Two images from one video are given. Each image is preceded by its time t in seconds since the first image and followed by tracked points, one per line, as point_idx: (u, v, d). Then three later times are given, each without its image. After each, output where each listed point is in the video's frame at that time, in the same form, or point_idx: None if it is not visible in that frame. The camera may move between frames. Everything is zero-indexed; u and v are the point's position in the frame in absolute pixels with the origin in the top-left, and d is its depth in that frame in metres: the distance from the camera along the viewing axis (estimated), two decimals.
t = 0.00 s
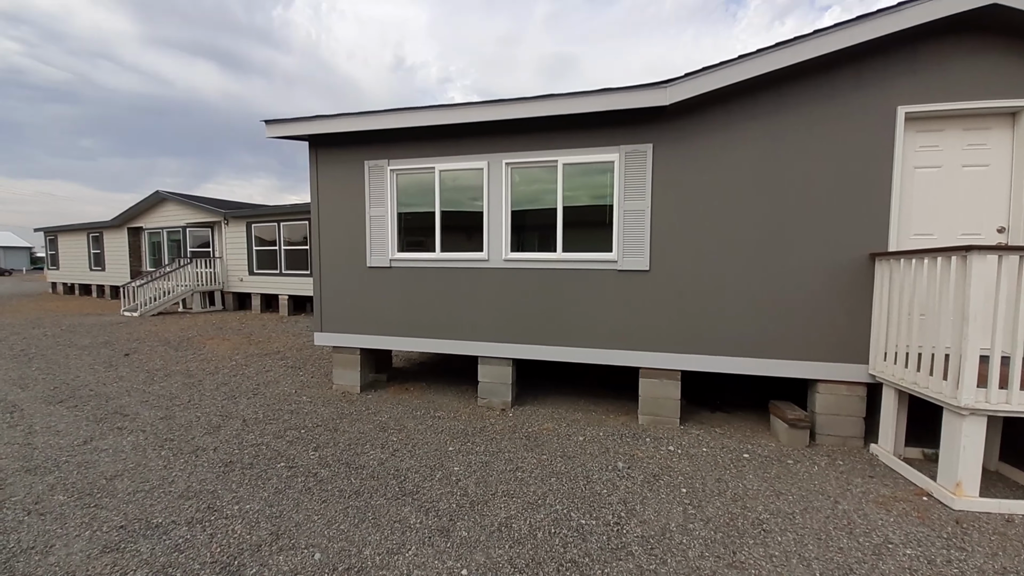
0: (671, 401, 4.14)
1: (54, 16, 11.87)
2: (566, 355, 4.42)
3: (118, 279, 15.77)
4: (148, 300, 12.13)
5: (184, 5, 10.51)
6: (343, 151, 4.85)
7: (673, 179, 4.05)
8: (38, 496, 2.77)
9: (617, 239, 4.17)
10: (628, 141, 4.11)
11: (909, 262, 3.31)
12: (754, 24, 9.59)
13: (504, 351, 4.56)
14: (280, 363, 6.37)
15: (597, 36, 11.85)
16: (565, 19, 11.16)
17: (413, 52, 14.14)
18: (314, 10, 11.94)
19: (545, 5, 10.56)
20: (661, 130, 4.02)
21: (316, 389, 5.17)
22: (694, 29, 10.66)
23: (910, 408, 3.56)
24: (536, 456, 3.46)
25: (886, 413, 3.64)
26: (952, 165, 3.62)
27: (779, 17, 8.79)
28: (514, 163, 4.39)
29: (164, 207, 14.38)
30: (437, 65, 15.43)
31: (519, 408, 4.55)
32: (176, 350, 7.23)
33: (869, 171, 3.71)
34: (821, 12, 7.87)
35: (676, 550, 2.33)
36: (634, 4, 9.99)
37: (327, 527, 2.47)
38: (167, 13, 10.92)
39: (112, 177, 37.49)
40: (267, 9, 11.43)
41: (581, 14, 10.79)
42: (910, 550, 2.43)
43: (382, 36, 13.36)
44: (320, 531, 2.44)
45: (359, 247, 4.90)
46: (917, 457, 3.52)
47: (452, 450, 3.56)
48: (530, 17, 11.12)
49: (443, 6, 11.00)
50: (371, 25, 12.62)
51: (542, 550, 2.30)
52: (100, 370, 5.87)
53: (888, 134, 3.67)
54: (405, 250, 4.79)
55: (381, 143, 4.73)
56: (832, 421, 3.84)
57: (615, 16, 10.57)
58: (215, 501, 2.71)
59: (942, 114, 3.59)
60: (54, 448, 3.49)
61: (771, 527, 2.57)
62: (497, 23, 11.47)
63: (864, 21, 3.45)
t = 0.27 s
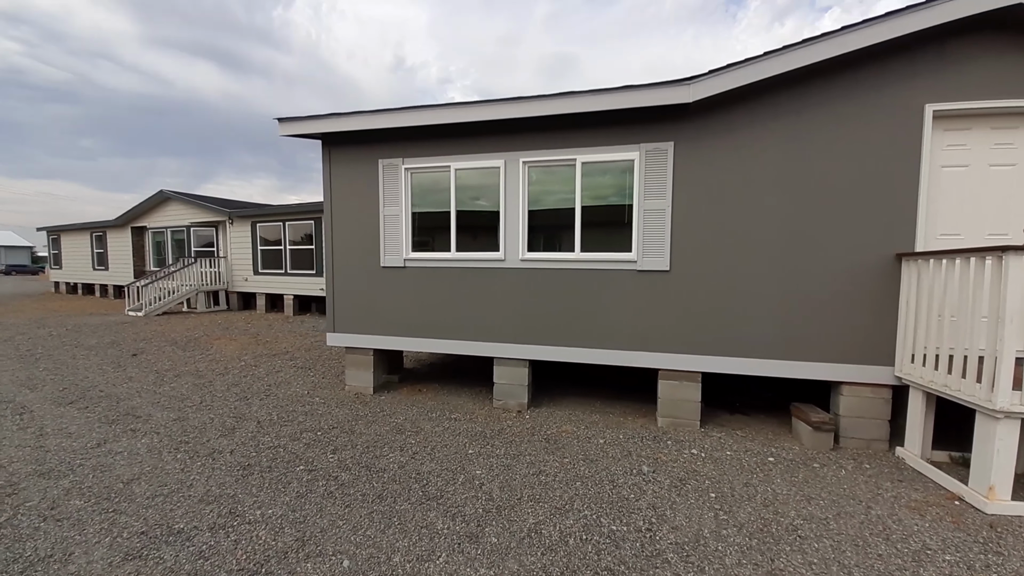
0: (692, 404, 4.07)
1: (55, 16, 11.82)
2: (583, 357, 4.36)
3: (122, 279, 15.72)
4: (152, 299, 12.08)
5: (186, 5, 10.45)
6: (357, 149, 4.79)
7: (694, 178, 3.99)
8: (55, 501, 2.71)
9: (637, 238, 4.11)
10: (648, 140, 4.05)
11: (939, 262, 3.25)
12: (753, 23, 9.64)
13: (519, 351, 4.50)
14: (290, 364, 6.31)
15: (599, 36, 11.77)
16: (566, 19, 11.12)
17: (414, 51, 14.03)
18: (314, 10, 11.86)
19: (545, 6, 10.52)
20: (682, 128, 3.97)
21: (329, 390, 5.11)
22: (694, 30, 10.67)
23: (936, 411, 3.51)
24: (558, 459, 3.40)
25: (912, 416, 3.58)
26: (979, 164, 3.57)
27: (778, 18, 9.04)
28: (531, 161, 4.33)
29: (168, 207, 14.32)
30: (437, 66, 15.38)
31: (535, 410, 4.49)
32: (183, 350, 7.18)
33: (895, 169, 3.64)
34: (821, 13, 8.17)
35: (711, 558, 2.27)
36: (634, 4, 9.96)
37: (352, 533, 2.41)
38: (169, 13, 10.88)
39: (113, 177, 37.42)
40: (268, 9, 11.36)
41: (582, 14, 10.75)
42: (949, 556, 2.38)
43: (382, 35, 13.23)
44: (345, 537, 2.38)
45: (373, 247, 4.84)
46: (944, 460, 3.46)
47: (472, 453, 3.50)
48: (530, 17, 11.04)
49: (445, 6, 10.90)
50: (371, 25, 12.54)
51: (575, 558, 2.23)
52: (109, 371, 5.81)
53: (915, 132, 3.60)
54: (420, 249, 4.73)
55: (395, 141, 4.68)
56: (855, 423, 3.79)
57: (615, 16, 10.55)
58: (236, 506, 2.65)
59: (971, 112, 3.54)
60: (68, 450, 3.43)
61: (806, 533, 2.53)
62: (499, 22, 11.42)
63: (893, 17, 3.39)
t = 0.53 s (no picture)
0: (710, 404, 4.04)
1: (51, 15, 11.68)
2: (600, 357, 4.32)
3: (119, 279, 15.54)
4: (151, 299, 11.94)
5: (184, 3, 10.34)
6: (368, 147, 4.73)
7: (713, 176, 3.96)
8: (69, 506, 2.63)
9: (655, 237, 4.07)
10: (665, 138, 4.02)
11: (962, 260, 3.24)
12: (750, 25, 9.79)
13: (534, 352, 4.46)
14: (296, 364, 6.24)
15: (599, 35, 11.72)
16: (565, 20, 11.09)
17: (412, 50, 13.85)
18: (313, 10, 11.75)
19: (544, 6, 10.49)
20: (701, 126, 3.94)
21: (338, 391, 5.04)
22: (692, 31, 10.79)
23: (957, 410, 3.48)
24: (579, 461, 3.35)
25: (933, 416, 3.57)
26: (999, 163, 3.60)
27: (774, 20, 9.32)
28: (546, 160, 4.28)
29: (166, 205, 14.16)
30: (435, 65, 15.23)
31: (550, 411, 4.45)
32: (186, 351, 7.08)
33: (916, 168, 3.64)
34: (816, 15, 8.53)
35: (746, 561, 2.23)
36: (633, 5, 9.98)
37: (378, 538, 2.35)
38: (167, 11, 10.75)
39: (107, 177, 37.06)
40: (265, 9, 11.24)
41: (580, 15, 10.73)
42: (983, 556, 2.36)
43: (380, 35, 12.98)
44: (372, 542, 2.32)
45: (384, 246, 4.78)
46: (965, 460, 3.44)
47: (491, 455, 3.45)
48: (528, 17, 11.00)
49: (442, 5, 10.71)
50: (369, 25, 12.35)
51: (609, 562, 2.19)
52: (112, 372, 5.71)
53: (937, 131, 3.60)
54: (432, 248, 4.68)
55: (407, 138, 4.62)
56: (875, 423, 3.78)
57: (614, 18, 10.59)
58: (256, 511, 2.58)
59: (992, 111, 3.54)
60: (77, 453, 3.35)
61: (839, 535, 2.51)
62: (499, 22, 11.36)
63: (918, 15, 3.36)
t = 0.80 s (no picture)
0: (728, 401, 4.00)
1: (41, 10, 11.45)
2: (616, 354, 4.26)
3: (117, 276, 15.37)
4: (151, 296, 11.81)
5: None
6: (379, 140, 4.64)
7: (735, 170, 3.91)
8: (84, 508, 2.55)
9: (674, 232, 4.01)
10: (684, 131, 3.96)
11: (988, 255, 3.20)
12: (747, 21, 9.76)
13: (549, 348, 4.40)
14: (303, 362, 6.16)
15: (596, 33, 11.57)
16: (562, 15, 10.82)
17: (410, 46, 13.48)
18: (308, 5, 11.58)
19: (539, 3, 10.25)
20: (722, 119, 3.89)
21: (349, 388, 4.97)
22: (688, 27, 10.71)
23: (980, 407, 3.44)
24: (600, 459, 3.30)
25: (955, 413, 3.53)
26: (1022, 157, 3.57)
27: (772, 16, 9.23)
28: (562, 153, 4.22)
29: (164, 201, 13.98)
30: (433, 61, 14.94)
31: (565, 408, 4.40)
32: (190, 348, 6.98)
33: (940, 162, 3.59)
34: (812, 11, 8.47)
35: (783, 561, 2.19)
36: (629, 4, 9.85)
37: (405, 540, 2.28)
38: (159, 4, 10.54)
39: (101, 173, 36.64)
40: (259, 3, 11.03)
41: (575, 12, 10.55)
42: (1017, 552, 2.33)
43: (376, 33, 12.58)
44: (399, 544, 2.26)
45: (396, 241, 4.70)
46: (988, 456, 3.39)
47: (511, 453, 3.39)
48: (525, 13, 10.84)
49: None
50: (364, 21, 12.01)
51: (644, 564, 2.14)
52: (117, 370, 5.62)
53: (963, 125, 3.54)
54: (445, 244, 4.61)
55: (419, 131, 4.54)
56: (895, 419, 3.76)
57: (611, 14, 10.35)
58: (277, 512, 2.52)
59: (1016, 105, 3.51)
60: (86, 453, 3.26)
61: (873, 534, 2.48)
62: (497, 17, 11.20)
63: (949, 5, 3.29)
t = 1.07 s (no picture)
0: (754, 403, 3.93)
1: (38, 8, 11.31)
2: (637, 354, 4.18)
3: (119, 275, 15.25)
4: (154, 295, 11.69)
5: None
6: (394, 137, 4.55)
7: (761, 166, 3.83)
8: (102, 514, 2.46)
9: (699, 230, 3.94)
10: (709, 127, 3.88)
11: None
12: (747, 21, 9.74)
13: (568, 348, 4.32)
14: (313, 362, 6.06)
15: (596, 32, 11.51)
16: (560, 14, 10.71)
17: (409, 45, 13.38)
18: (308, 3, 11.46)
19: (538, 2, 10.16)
20: (749, 114, 3.81)
21: (362, 389, 4.88)
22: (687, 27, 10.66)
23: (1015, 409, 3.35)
24: (628, 463, 3.21)
25: (989, 414, 3.44)
26: None
27: (772, 16, 9.32)
28: (583, 150, 4.14)
29: (166, 199, 13.86)
30: (432, 60, 14.82)
31: (584, 410, 4.32)
32: (196, 348, 6.88)
33: (973, 158, 3.51)
34: (812, 11, 8.60)
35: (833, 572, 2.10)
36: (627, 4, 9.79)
37: (438, 550, 2.19)
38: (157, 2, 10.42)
39: (100, 172, 36.43)
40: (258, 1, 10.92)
41: (575, 11, 10.45)
42: None
43: (375, 32, 12.50)
44: (433, 552, 2.17)
45: (411, 239, 4.61)
46: None
47: (536, 456, 3.30)
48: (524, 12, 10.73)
49: None
50: (363, 20, 11.90)
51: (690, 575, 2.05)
52: (124, 370, 5.52)
53: (997, 121, 3.46)
54: (462, 242, 4.52)
55: (435, 127, 4.44)
56: (924, 422, 3.68)
57: (609, 14, 10.24)
58: (303, 519, 2.43)
59: None
60: (100, 457, 3.17)
61: (920, 541, 2.41)
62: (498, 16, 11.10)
63: None
